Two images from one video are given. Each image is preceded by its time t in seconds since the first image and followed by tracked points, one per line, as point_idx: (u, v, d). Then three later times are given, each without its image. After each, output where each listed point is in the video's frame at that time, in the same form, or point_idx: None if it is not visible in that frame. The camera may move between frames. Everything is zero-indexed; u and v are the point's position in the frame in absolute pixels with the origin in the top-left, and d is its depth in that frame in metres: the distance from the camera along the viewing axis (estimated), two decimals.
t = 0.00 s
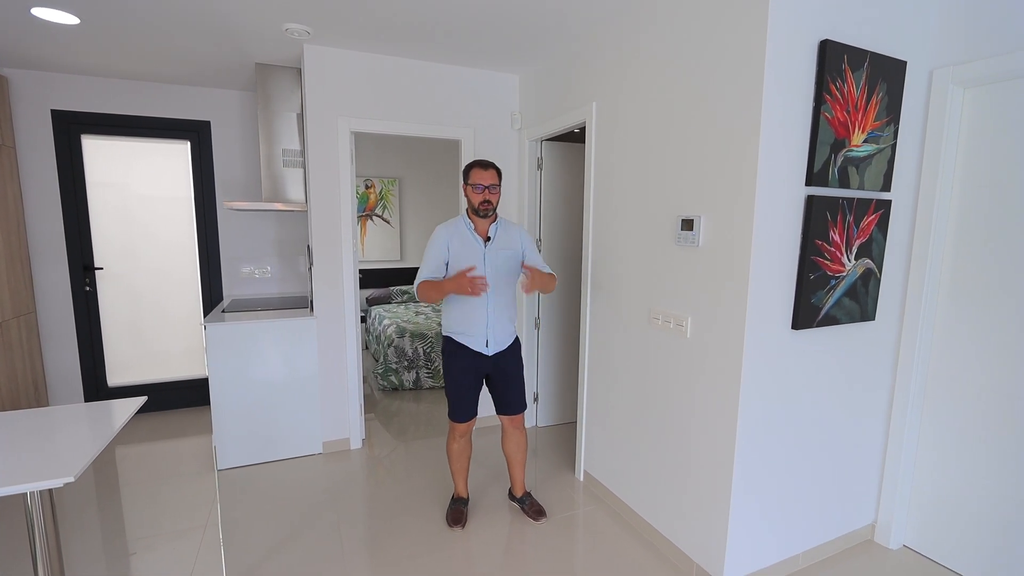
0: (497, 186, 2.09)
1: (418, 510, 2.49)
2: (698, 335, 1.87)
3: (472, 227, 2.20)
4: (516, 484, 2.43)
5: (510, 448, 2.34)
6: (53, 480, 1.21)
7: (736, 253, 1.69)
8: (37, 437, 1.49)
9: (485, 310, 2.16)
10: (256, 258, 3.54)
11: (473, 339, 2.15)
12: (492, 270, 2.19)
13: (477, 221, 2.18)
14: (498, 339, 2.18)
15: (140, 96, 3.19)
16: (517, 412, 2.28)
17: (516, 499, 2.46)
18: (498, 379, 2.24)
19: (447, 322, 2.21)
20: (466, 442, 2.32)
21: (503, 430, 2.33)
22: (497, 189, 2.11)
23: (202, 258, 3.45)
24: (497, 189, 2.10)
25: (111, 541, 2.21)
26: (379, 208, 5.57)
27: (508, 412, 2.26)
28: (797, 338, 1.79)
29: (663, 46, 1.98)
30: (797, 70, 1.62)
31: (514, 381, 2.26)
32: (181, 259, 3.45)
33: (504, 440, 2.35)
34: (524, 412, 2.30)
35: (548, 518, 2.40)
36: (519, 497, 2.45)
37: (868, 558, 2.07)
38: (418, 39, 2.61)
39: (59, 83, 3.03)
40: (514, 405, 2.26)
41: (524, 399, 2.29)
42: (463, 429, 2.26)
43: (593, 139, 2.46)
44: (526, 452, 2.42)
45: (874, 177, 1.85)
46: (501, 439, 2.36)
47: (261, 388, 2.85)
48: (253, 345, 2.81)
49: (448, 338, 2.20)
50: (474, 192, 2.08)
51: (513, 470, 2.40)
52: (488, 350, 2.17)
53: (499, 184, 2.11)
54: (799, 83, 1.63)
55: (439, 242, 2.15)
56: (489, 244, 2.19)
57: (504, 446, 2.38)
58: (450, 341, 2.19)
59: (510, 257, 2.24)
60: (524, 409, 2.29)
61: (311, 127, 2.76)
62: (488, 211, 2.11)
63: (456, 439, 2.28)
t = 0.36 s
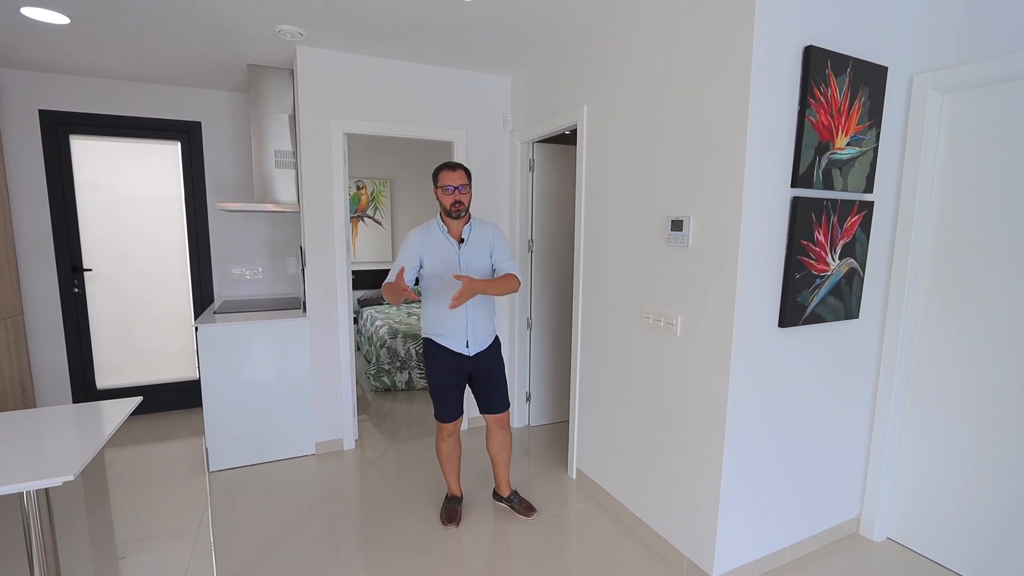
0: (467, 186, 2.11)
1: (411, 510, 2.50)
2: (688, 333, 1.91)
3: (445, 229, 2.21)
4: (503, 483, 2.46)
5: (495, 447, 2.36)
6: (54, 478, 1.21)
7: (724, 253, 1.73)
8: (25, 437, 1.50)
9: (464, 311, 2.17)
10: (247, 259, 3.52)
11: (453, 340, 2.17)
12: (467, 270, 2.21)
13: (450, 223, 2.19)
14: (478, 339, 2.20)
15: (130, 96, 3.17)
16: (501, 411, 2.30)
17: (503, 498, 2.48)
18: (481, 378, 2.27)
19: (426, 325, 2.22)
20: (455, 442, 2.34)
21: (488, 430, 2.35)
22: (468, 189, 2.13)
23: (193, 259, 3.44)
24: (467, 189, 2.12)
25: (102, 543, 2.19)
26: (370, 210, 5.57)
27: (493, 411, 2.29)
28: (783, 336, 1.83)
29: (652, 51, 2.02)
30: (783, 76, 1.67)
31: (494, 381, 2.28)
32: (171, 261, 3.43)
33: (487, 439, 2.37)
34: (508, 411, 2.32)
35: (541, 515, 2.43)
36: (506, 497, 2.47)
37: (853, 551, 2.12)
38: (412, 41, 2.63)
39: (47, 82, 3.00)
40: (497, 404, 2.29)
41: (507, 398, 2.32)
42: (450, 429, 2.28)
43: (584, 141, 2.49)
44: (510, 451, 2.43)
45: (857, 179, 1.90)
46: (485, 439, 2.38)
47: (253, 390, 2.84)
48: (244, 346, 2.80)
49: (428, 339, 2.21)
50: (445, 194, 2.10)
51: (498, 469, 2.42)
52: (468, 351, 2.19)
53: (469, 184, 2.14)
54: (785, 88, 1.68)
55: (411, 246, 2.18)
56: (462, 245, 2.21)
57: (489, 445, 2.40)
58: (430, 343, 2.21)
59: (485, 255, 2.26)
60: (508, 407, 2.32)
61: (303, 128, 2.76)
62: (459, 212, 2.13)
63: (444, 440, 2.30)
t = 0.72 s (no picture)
0: (462, 186, 2.16)
1: (405, 509, 2.52)
2: (677, 331, 1.95)
3: (431, 228, 2.24)
4: (492, 480, 2.49)
5: (483, 444, 2.38)
6: (53, 476, 1.22)
7: (712, 253, 1.77)
8: (10, 439, 1.48)
9: (451, 310, 2.19)
10: (238, 259, 3.51)
11: (440, 339, 2.19)
12: (453, 269, 2.22)
13: (437, 222, 2.21)
14: (466, 338, 2.22)
15: (119, 95, 3.15)
16: (490, 409, 2.33)
17: (493, 496, 2.51)
18: (471, 376, 2.29)
19: (415, 323, 2.25)
20: (447, 440, 2.35)
21: (476, 428, 2.37)
22: (462, 189, 2.18)
23: (183, 259, 3.42)
24: (461, 188, 2.17)
25: (93, 544, 2.18)
26: (362, 210, 5.56)
27: (482, 409, 2.32)
28: (770, 333, 1.88)
29: (642, 55, 2.06)
30: (769, 80, 1.71)
31: (484, 379, 2.30)
32: (161, 261, 3.41)
33: (476, 436, 2.39)
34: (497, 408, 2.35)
35: (533, 511, 2.46)
36: (496, 494, 2.50)
37: (838, 543, 2.18)
38: (404, 42, 2.65)
39: (34, 81, 2.96)
40: (486, 402, 2.31)
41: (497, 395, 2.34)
42: (442, 426, 2.30)
43: (575, 142, 2.53)
44: (499, 448, 2.45)
45: (841, 180, 1.95)
46: (474, 436, 2.40)
47: (244, 390, 2.83)
48: (236, 347, 2.79)
49: (418, 338, 2.24)
50: (443, 194, 2.13)
51: (487, 467, 2.45)
52: (456, 349, 2.21)
53: (462, 184, 2.18)
54: (771, 91, 1.72)
55: (396, 247, 2.22)
56: (448, 244, 2.22)
57: (478, 443, 2.42)
58: (420, 341, 2.23)
59: (471, 254, 2.25)
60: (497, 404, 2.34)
61: (296, 128, 2.76)
62: (456, 212, 2.17)
63: (437, 437, 2.32)
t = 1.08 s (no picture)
0: (456, 185, 2.20)
1: (398, 509, 2.53)
2: (669, 329, 1.98)
3: (424, 228, 2.24)
4: (485, 479, 2.50)
5: (476, 444, 2.39)
6: (50, 476, 1.22)
7: (703, 253, 1.81)
8: None
9: (445, 310, 2.21)
10: (228, 260, 3.49)
11: (435, 339, 2.21)
12: (448, 270, 2.23)
13: (430, 222, 2.23)
14: (460, 337, 2.24)
15: (105, 93, 3.11)
16: (483, 407, 2.35)
17: (486, 495, 2.52)
18: (463, 374, 2.30)
19: (408, 324, 2.25)
20: (440, 439, 2.36)
21: (469, 427, 2.38)
22: (455, 189, 2.21)
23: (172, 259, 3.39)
24: (455, 187, 2.20)
25: (82, 547, 2.16)
26: (352, 210, 5.54)
27: (475, 408, 2.33)
28: (759, 331, 1.92)
29: (633, 58, 2.09)
30: (757, 83, 1.75)
31: (477, 377, 2.31)
32: (150, 261, 3.37)
33: (468, 435, 2.40)
34: (490, 407, 2.37)
35: (525, 509, 2.49)
36: (489, 493, 2.52)
37: (824, 537, 2.23)
38: (397, 42, 2.65)
39: (19, 78, 2.92)
40: (479, 400, 2.33)
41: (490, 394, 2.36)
42: (436, 425, 2.30)
43: (567, 143, 2.55)
44: (491, 447, 2.46)
45: (827, 182, 2.00)
46: (467, 436, 2.41)
47: (236, 391, 2.82)
48: (227, 348, 2.77)
49: (411, 338, 2.24)
50: (438, 191, 2.15)
51: (479, 466, 2.45)
52: (451, 349, 2.23)
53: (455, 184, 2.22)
54: (760, 95, 1.76)
55: (390, 248, 2.20)
56: (442, 245, 2.23)
57: (470, 443, 2.42)
58: (414, 342, 2.23)
59: (464, 254, 2.28)
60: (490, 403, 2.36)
61: (287, 128, 2.76)
62: (449, 210, 2.19)
63: (431, 436, 2.33)
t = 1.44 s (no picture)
0: (455, 189, 2.22)
1: (393, 511, 2.53)
2: (660, 330, 2.02)
3: (423, 230, 2.27)
4: (480, 479, 2.52)
5: (473, 444, 2.40)
6: (50, 480, 1.23)
7: (693, 255, 1.85)
8: None
9: (448, 310, 2.24)
10: (219, 262, 3.46)
11: (439, 340, 2.22)
12: (449, 271, 2.27)
13: (428, 224, 2.25)
14: (462, 337, 2.28)
15: (94, 94, 3.08)
16: (480, 407, 2.36)
17: (481, 495, 2.54)
18: (462, 373, 2.33)
19: (409, 327, 2.24)
20: (437, 439, 2.37)
21: (466, 426, 2.39)
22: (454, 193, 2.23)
23: (162, 262, 3.36)
24: (454, 192, 2.23)
25: (72, 553, 2.14)
26: (343, 212, 5.52)
27: (473, 408, 2.35)
28: (748, 332, 1.96)
29: (624, 63, 2.13)
30: (744, 89, 1.79)
31: (475, 376, 2.34)
32: (139, 264, 3.34)
33: (466, 435, 2.42)
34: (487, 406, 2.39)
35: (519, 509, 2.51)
36: (484, 492, 2.54)
37: (812, 532, 2.28)
38: (389, 45, 2.66)
39: (5, 79, 2.89)
40: (476, 401, 2.35)
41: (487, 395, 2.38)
42: (433, 426, 2.32)
43: (560, 147, 2.58)
44: (488, 447, 2.48)
45: (813, 185, 2.05)
46: (464, 436, 2.42)
47: (229, 394, 2.81)
48: (219, 350, 2.76)
49: (411, 341, 2.24)
50: (437, 195, 2.17)
51: (475, 465, 2.47)
52: (453, 348, 2.25)
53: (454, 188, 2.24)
54: (748, 101, 1.81)
55: (391, 250, 2.17)
56: (442, 246, 2.27)
57: (467, 442, 2.44)
58: (413, 344, 2.23)
59: (462, 256, 2.34)
60: (487, 403, 2.38)
61: (280, 130, 2.75)
62: (447, 214, 2.22)
63: (427, 437, 2.34)
